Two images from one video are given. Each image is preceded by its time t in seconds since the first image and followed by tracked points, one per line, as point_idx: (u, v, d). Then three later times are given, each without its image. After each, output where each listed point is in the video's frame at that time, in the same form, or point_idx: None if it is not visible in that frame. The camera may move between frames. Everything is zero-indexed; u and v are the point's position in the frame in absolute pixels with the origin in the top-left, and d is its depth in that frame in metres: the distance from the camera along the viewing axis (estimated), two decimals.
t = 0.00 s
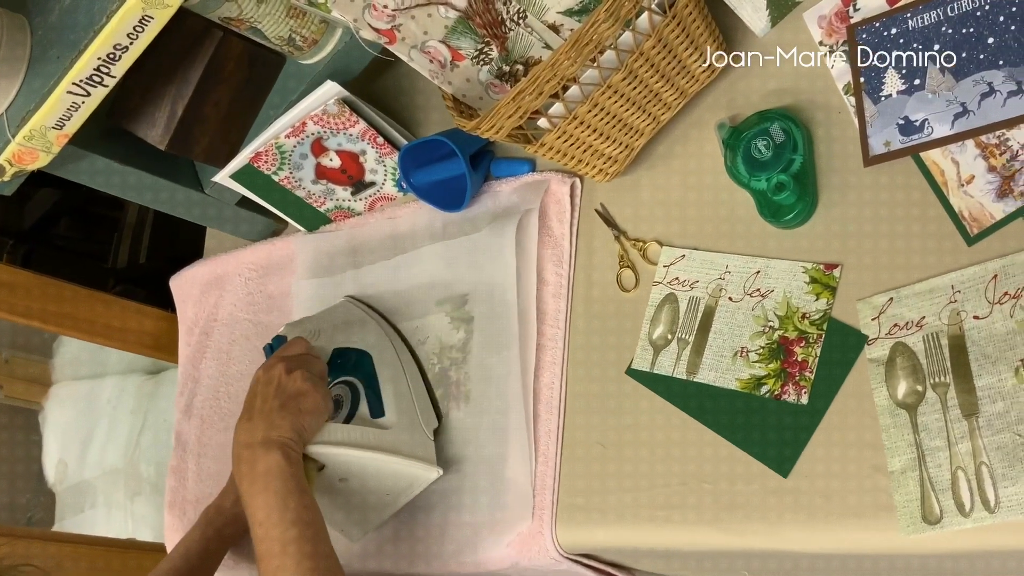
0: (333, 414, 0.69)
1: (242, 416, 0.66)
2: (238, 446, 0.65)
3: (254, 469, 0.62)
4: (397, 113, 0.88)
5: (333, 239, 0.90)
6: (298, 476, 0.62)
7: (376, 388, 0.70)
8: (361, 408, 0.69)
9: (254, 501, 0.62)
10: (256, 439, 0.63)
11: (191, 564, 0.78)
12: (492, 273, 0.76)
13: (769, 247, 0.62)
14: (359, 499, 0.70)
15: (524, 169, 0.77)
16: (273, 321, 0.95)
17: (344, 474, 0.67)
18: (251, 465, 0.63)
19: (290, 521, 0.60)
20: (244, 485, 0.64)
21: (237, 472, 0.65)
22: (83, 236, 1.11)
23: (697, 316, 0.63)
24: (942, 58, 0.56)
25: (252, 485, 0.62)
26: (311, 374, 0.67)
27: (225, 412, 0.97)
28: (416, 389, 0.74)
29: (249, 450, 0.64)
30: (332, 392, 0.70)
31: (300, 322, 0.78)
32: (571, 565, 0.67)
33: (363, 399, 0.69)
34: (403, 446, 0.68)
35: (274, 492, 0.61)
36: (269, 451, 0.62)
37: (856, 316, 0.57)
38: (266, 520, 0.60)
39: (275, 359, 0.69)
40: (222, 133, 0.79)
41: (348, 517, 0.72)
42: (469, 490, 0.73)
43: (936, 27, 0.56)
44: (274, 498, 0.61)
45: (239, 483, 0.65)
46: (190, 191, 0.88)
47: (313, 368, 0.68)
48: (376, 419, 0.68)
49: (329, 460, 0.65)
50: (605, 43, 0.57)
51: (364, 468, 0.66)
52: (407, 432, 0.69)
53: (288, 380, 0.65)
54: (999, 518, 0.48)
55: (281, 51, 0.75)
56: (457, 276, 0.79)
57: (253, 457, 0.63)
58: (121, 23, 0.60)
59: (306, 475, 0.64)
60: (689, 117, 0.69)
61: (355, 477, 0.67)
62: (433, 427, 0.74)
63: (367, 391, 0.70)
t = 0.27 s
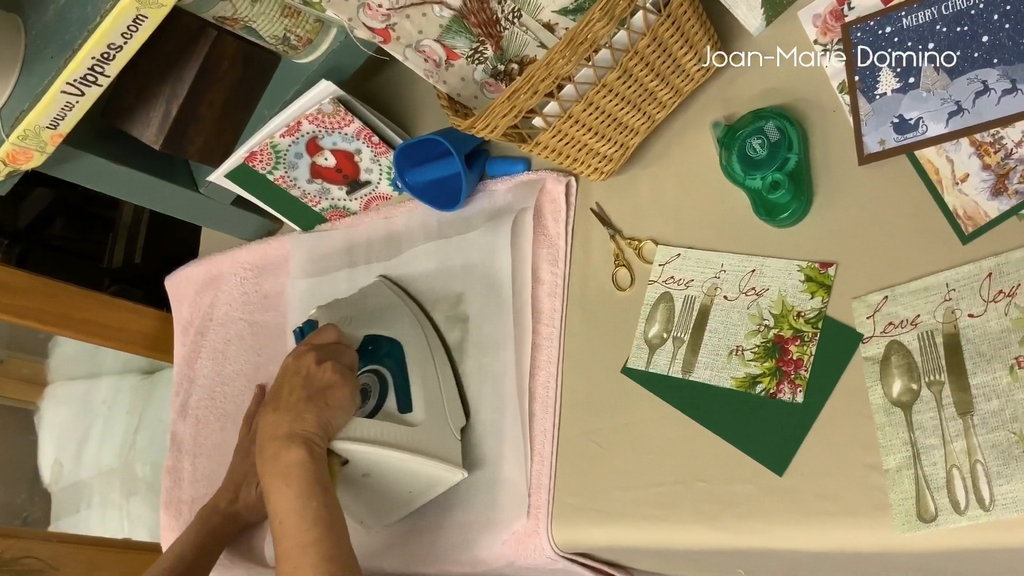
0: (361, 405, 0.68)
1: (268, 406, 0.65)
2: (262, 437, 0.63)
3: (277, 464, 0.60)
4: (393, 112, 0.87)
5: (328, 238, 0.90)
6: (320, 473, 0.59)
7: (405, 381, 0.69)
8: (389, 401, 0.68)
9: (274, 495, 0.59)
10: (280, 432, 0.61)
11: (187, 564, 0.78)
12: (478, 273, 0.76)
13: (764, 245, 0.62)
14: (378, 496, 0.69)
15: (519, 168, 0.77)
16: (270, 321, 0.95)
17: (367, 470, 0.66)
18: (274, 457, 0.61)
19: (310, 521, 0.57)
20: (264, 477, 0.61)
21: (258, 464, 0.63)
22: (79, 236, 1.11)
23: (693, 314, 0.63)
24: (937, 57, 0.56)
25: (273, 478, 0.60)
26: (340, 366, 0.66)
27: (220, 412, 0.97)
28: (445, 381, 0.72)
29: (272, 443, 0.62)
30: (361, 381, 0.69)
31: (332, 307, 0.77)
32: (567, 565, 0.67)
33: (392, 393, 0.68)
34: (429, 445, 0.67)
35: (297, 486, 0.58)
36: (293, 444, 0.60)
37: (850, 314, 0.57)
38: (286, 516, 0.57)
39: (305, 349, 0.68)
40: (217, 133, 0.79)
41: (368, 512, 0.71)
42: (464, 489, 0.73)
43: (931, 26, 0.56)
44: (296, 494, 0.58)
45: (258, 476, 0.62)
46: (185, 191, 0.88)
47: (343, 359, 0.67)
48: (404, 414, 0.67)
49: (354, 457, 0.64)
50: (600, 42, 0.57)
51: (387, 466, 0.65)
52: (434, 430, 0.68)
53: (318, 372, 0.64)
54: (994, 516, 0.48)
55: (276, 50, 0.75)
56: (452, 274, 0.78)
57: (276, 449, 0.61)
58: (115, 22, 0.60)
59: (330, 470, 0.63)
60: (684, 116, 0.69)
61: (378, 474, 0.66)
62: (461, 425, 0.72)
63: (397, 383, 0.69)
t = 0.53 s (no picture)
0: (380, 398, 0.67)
1: (287, 398, 0.64)
2: (280, 430, 0.62)
3: (294, 460, 0.59)
4: (389, 110, 0.87)
5: (325, 236, 0.90)
6: (337, 473, 0.58)
7: (427, 377, 0.68)
8: (410, 397, 0.67)
9: (291, 492, 0.58)
10: (298, 427, 0.60)
11: (184, 562, 0.78)
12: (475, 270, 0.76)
13: (760, 242, 0.62)
14: (393, 493, 0.68)
15: (515, 166, 0.78)
16: (268, 318, 0.96)
17: (383, 467, 0.64)
18: (290, 453, 0.59)
19: (325, 521, 0.56)
20: (280, 471, 0.60)
21: (274, 458, 0.61)
22: (76, 234, 1.11)
23: (689, 311, 0.64)
24: (933, 54, 0.56)
25: (290, 475, 0.59)
26: (363, 361, 0.64)
27: (217, 410, 0.97)
28: (467, 376, 0.71)
29: (288, 438, 0.60)
30: (382, 373, 0.68)
31: (357, 293, 0.74)
32: (564, 561, 0.67)
33: (412, 389, 0.67)
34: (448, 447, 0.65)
35: (313, 484, 0.57)
36: (311, 441, 0.59)
37: (845, 311, 0.57)
38: (303, 515, 0.57)
39: (328, 341, 0.66)
40: (214, 130, 0.79)
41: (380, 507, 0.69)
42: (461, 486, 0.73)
43: (926, 22, 0.56)
44: (311, 494, 0.57)
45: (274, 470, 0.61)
46: (182, 189, 0.88)
47: (366, 353, 0.66)
48: (425, 412, 0.66)
49: (372, 454, 0.62)
50: (595, 39, 0.57)
51: (403, 466, 0.64)
52: (454, 431, 0.66)
53: (340, 366, 0.63)
54: (989, 512, 0.48)
55: (272, 48, 0.75)
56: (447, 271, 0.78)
57: (293, 445, 0.59)
58: (111, 20, 0.60)
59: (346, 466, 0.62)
60: (680, 114, 0.69)
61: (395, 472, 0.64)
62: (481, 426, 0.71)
63: (419, 379, 0.67)
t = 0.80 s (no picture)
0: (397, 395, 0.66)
1: (303, 395, 0.63)
2: (293, 427, 0.61)
3: (305, 459, 0.59)
4: (387, 109, 0.87)
5: (324, 235, 0.90)
6: (348, 475, 0.58)
7: (445, 377, 0.67)
8: (426, 397, 0.66)
9: (301, 492, 0.58)
10: (310, 426, 0.60)
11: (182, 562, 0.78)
12: (474, 268, 0.75)
13: (758, 241, 0.62)
14: (403, 493, 0.68)
15: (513, 166, 0.78)
16: (266, 317, 0.96)
17: (394, 468, 0.64)
18: (302, 452, 0.59)
19: (334, 523, 0.56)
20: (292, 468, 0.60)
21: (287, 455, 0.61)
22: (73, 234, 1.10)
23: (687, 311, 0.63)
24: (931, 53, 0.56)
25: (301, 474, 0.59)
26: (380, 360, 0.63)
27: (215, 410, 0.97)
28: (485, 377, 0.70)
29: (301, 436, 0.60)
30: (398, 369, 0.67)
31: (378, 286, 0.71)
32: (562, 561, 0.67)
33: (429, 388, 0.66)
34: (461, 451, 0.65)
35: (324, 486, 0.57)
36: (323, 442, 0.58)
37: (843, 310, 0.57)
38: (312, 516, 0.57)
39: (347, 337, 0.65)
40: (211, 130, 0.79)
41: (389, 504, 0.69)
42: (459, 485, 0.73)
43: (924, 21, 0.56)
44: (322, 495, 0.57)
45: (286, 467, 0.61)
46: (180, 189, 0.88)
47: (383, 352, 0.64)
48: (440, 414, 0.65)
49: (385, 455, 0.62)
50: (593, 38, 0.57)
51: (414, 468, 0.64)
52: (469, 436, 0.66)
53: (356, 366, 0.62)
54: (987, 511, 0.48)
55: (270, 48, 0.75)
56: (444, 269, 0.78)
57: (305, 444, 0.59)
58: (109, 20, 0.60)
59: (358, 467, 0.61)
60: (678, 113, 0.69)
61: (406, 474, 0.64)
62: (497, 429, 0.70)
63: (436, 380, 0.67)
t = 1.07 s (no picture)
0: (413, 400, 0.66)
1: (317, 401, 0.62)
2: (307, 433, 0.61)
3: (317, 466, 0.59)
4: (388, 112, 0.88)
5: (325, 238, 0.90)
6: (360, 484, 0.58)
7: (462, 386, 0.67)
8: (442, 403, 0.66)
9: (312, 500, 0.59)
10: (323, 433, 0.59)
11: (184, 565, 0.78)
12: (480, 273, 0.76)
13: (758, 244, 0.62)
14: (413, 499, 0.68)
15: (514, 169, 0.78)
16: (267, 320, 0.96)
17: (405, 476, 0.65)
18: (315, 459, 0.59)
19: (343, 532, 0.57)
20: (303, 472, 0.60)
21: (299, 460, 0.61)
22: (74, 237, 1.11)
23: (688, 314, 0.64)
24: (931, 56, 0.56)
25: (313, 481, 0.59)
26: (396, 367, 0.62)
27: (216, 412, 0.97)
28: (502, 383, 0.70)
29: (314, 442, 0.60)
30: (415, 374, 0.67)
31: (398, 290, 0.72)
32: (563, 564, 0.67)
33: (445, 396, 0.66)
34: (473, 461, 0.65)
35: (336, 494, 0.58)
36: (336, 450, 0.58)
37: (843, 313, 0.57)
38: (321, 524, 0.57)
39: (365, 343, 0.64)
40: (213, 133, 0.79)
41: (399, 506, 0.70)
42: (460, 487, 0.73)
43: (925, 25, 0.56)
44: (332, 504, 0.58)
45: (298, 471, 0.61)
46: (182, 192, 0.88)
47: (400, 358, 0.64)
48: (454, 422, 0.66)
49: (396, 464, 0.62)
50: (594, 42, 0.57)
51: (424, 477, 0.64)
52: (483, 446, 0.66)
53: (371, 374, 0.61)
54: (987, 514, 0.48)
55: (271, 51, 0.75)
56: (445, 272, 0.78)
57: (318, 452, 0.59)
58: (110, 23, 0.60)
59: (370, 473, 0.62)
60: (679, 116, 0.69)
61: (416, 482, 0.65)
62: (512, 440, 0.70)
63: (453, 388, 0.67)
